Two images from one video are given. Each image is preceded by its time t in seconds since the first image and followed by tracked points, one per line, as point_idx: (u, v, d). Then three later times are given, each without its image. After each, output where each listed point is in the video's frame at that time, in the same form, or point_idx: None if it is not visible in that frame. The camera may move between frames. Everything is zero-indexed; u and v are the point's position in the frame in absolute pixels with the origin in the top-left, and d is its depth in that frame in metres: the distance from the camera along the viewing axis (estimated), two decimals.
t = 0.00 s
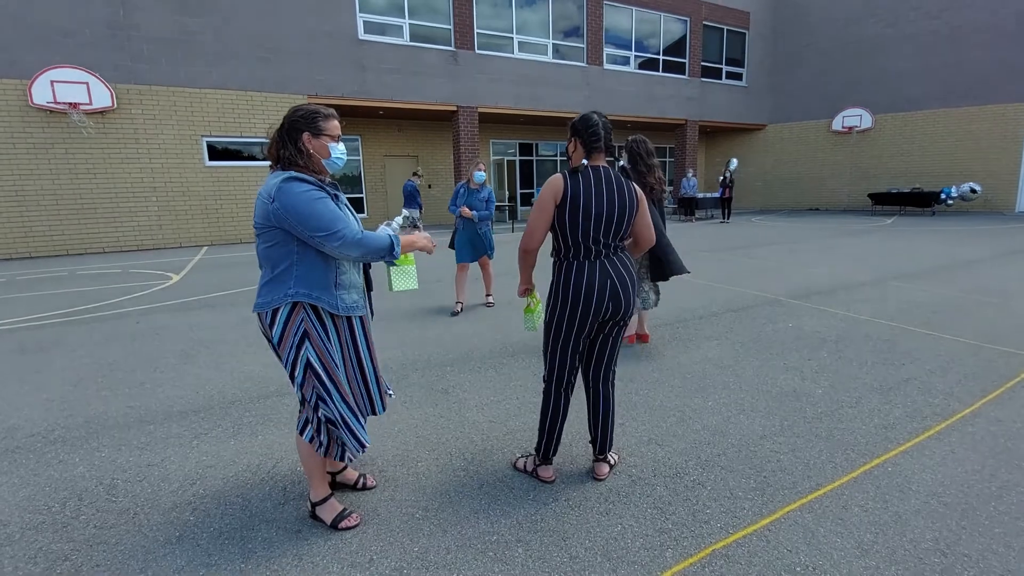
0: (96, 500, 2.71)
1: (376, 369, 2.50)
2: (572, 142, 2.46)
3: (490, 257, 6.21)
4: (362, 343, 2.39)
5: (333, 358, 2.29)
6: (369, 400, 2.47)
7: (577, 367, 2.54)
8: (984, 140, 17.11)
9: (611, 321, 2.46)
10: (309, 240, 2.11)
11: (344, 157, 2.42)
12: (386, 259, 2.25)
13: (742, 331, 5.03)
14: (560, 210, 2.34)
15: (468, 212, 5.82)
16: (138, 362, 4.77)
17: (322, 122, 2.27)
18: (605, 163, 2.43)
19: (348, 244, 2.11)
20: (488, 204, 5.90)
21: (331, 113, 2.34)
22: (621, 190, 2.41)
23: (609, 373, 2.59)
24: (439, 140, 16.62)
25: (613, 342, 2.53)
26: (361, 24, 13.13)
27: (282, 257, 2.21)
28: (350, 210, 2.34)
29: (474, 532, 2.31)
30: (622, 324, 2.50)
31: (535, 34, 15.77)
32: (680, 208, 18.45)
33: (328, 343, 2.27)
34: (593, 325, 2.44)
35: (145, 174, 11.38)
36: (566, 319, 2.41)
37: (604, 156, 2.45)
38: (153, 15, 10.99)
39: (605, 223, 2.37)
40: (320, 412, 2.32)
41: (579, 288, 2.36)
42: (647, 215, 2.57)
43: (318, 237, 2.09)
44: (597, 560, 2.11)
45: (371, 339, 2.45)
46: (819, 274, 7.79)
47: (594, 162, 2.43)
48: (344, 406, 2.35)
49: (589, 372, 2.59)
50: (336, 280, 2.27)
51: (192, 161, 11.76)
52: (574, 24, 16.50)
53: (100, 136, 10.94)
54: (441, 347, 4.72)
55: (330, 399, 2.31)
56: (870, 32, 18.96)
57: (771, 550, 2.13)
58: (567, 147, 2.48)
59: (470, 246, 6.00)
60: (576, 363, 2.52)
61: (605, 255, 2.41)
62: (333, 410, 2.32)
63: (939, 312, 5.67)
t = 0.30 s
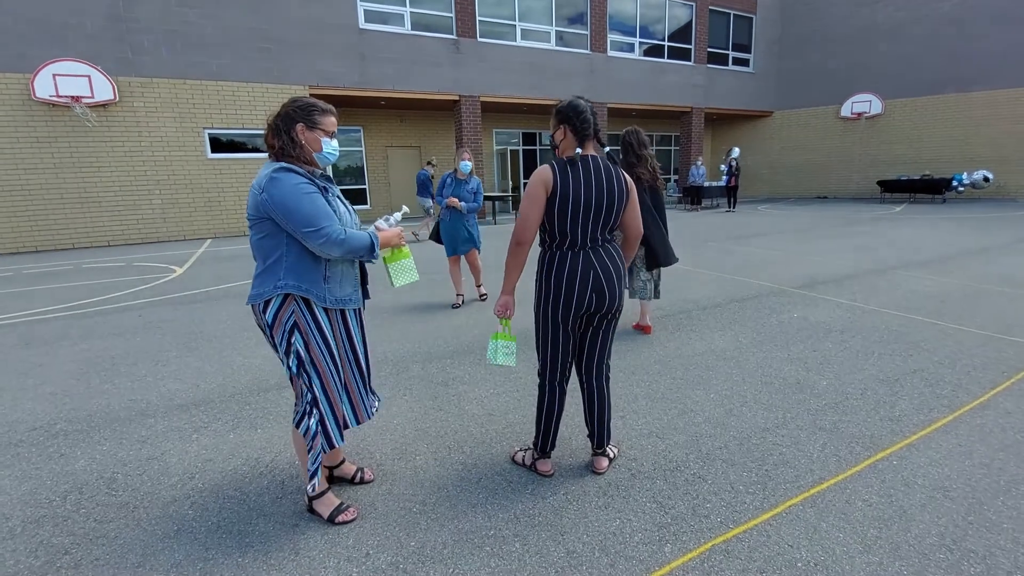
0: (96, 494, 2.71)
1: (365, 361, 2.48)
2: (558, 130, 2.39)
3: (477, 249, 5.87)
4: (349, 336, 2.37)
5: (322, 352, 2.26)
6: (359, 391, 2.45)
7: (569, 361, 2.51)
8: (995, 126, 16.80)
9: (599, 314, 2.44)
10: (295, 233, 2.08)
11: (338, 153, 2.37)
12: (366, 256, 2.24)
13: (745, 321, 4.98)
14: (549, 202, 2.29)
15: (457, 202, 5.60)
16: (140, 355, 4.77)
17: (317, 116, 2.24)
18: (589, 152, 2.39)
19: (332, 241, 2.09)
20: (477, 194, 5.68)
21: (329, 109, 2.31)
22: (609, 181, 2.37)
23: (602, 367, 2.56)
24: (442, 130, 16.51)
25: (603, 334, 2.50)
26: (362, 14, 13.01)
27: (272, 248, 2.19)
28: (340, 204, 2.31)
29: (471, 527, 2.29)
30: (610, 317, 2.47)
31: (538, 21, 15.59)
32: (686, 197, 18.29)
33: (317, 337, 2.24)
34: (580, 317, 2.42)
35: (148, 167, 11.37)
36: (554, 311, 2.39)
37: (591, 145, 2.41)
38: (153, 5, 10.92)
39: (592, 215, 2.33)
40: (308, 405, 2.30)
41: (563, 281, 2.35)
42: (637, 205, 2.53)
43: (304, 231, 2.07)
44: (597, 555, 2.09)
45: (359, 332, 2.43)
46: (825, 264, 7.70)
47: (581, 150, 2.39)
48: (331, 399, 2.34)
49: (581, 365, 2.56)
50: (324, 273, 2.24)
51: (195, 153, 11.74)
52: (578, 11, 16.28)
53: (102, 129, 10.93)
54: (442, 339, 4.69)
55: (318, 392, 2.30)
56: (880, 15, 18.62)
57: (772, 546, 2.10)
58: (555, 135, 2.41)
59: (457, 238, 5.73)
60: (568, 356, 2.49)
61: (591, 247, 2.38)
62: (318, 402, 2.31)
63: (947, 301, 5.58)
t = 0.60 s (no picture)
0: (104, 501, 2.73)
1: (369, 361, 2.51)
2: (549, 130, 2.39)
3: (463, 254, 5.65)
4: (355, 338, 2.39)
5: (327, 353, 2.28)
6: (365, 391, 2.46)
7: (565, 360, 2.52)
8: (995, 115, 16.75)
9: (594, 312, 2.46)
10: (282, 237, 2.10)
11: (335, 159, 2.36)
12: (352, 263, 2.22)
13: (746, 317, 4.99)
14: (547, 202, 2.29)
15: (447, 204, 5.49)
16: (144, 362, 4.80)
17: (314, 122, 2.24)
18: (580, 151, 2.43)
19: (313, 244, 2.08)
20: (468, 195, 5.60)
21: (328, 116, 2.32)
22: (601, 180, 2.41)
23: (599, 366, 2.57)
24: (440, 131, 16.52)
25: (599, 333, 2.53)
26: (358, 16, 13.03)
27: (268, 252, 2.22)
28: (336, 208, 2.30)
29: (477, 527, 2.30)
30: (605, 316, 2.50)
31: (534, 20, 15.58)
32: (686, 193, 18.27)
33: (318, 340, 2.25)
34: (576, 316, 2.44)
35: (148, 174, 11.40)
36: (550, 310, 2.40)
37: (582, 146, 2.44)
38: (149, 13, 10.95)
39: (588, 214, 2.36)
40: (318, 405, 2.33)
41: (560, 279, 2.36)
42: (627, 204, 2.57)
43: (288, 234, 2.07)
44: (602, 554, 2.09)
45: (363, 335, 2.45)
46: (825, 258, 7.69)
47: (572, 150, 2.42)
48: (344, 401, 2.35)
49: (577, 364, 2.58)
50: (317, 277, 2.24)
51: (195, 160, 11.76)
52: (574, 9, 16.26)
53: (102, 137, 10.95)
54: (444, 341, 4.71)
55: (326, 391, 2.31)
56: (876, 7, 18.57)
57: (776, 541, 2.10)
58: (546, 136, 2.41)
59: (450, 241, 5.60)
60: (566, 356, 2.51)
61: (586, 246, 2.40)
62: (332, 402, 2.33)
63: (948, 293, 5.57)
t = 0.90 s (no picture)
0: (119, 507, 2.75)
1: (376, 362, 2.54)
2: (554, 131, 2.40)
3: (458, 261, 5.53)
4: (364, 340, 2.41)
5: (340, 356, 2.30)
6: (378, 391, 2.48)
7: (572, 359, 2.53)
8: (1001, 105, 16.61)
9: (600, 311, 2.47)
10: (284, 244, 2.11)
11: (339, 159, 2.39)
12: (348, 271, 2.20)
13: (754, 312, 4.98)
14: (559, 201, 2.29)
15: (441, 209, 5.33)
16: (155, 369, 4.83)
17: (316, 122, 2.28)
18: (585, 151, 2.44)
19: (310, 254, 2.08)
20: (462, 199, 5.46)
21: (328, 118, 2.35)
22: (606, 178, 2.43)
23: (605, 364, 2.58)
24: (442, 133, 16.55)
25: (605, 331, 2.53)
26: (359, 20, 13.07)
27: (277, 256, 2.25)
28: (342, 210, 2.32)
29: (490, 526, 2.32)
30: (610, 313, 2.51)
31: (534, 19, 15.58)
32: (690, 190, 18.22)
33: (330, 343, 2.26)
34: (583, 315, 2.45)
35: (153, 182, 11.47)
36: (559, 309, 2.40)
37: (587, 145, 2.46)
38: (152, 22, 11.02)
39: (596, 212, 2.38)
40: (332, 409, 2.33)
41: (570, 278, 2.36)
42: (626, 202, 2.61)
43: (289, 242, 2.08)
44: (616, 552, 2.10)
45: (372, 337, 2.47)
46: (833, 252, 7.65)
47: (576, 149, 2.43)
48: (360, 403, 2.37)
49: (583, 363, 2.58)
50: (325, 282, 2.26)
51: (200, 166, 11.83)
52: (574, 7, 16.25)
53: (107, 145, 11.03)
54: (452, 342, 4.72)
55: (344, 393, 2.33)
56: None
57: (789, 536, 2.10)
58: (551, 137, 2.42)
59: (445, 247, 5.46)
60: (573, 355, 2.52)
61: (593, 244, 2.41)
62: (349, 404, 2.34)
63: (958, 285, 5.53)
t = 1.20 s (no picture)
0: (126, 505, 2.76)
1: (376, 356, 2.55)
2: (555, 125, 2.39)
3: (456, 258, 5.55)
4: (366, 337, 2.42)
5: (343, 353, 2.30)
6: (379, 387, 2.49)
7: (575, 355, 2.53)
8: (1006, 96, 16.47)
9: (603, 305, 2.47)
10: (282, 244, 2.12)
11: (342, 155, 2.40)
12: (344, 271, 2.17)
13: (757, 307, 4.96)
14: (564, 194, 2.28)
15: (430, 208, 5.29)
16: (160, 367, 4.85)
17: (318, 120, 2.28)
18: (585, 144, 2.43)
19: (307, 255, 2.07)
20: (453, 195, 5.40)
21: (330, 114, 2.35)
22: (607, 172, 2.43)
23: (608, 358, 2.58)
24: (444, 129, 16.52)
25: (607, 325, 2.53)
26: (359, 17, 13.05)
27: (277, 254, 2.25)
28: (343, 208, 2.31)
29: (494, 521, 2.32)
30: (613, 308, 2.50)
31: (534, 15, 15.52)
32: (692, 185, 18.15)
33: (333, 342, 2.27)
34: (586, 310, 2.45)
35: (156, 181, 11.49)
36: (563, 304, 2.40)
37: (588, 139, 2.45)
38: (153, 21, 11.02)
39: (598, 205, 2.36)
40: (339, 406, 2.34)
41: (574, 271, 2.36)
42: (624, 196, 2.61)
43: (286, 242, 2.08)
44: (620, 546, 2.10)
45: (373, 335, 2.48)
46: (837, 245, 7.62)
47: (577, 144, 2.42)
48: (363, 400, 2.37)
49: (586, 358, 2.58)
50: (326, 280, 2.26)
51: (202, 166, 11.84)
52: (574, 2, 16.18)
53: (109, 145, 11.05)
54: (455, 339, 4.73)
55: (351, 388, 2.33)
56: None
57: (794, 530, 2.10)
58: (551, 132, 2.41)
59: (438, 245, 5.45)
60: (576, 350, 2.52)
61: (595, 238, 2.41)
62: (356, 399, 2.35)
63: (963, 278, 5.49)
